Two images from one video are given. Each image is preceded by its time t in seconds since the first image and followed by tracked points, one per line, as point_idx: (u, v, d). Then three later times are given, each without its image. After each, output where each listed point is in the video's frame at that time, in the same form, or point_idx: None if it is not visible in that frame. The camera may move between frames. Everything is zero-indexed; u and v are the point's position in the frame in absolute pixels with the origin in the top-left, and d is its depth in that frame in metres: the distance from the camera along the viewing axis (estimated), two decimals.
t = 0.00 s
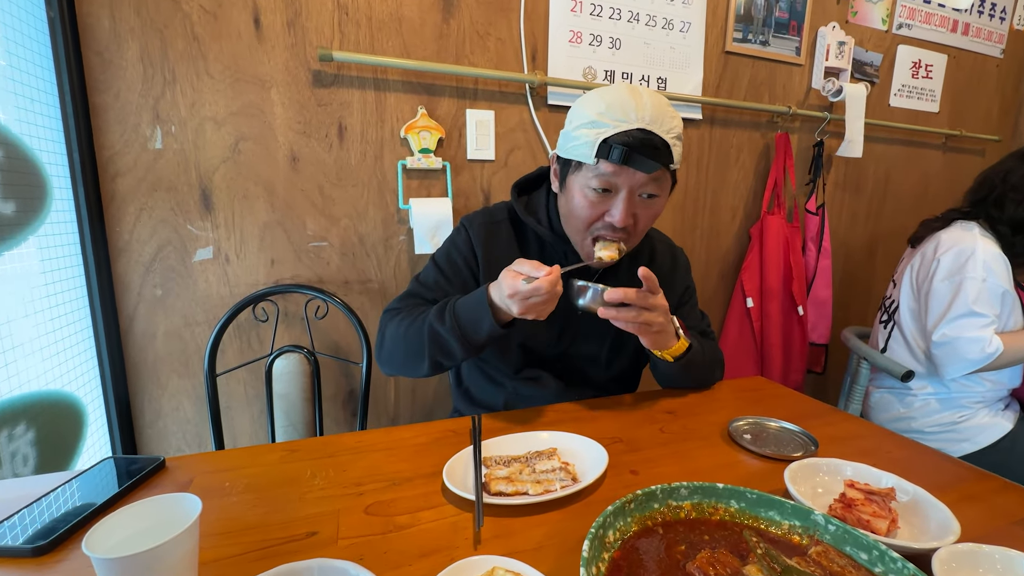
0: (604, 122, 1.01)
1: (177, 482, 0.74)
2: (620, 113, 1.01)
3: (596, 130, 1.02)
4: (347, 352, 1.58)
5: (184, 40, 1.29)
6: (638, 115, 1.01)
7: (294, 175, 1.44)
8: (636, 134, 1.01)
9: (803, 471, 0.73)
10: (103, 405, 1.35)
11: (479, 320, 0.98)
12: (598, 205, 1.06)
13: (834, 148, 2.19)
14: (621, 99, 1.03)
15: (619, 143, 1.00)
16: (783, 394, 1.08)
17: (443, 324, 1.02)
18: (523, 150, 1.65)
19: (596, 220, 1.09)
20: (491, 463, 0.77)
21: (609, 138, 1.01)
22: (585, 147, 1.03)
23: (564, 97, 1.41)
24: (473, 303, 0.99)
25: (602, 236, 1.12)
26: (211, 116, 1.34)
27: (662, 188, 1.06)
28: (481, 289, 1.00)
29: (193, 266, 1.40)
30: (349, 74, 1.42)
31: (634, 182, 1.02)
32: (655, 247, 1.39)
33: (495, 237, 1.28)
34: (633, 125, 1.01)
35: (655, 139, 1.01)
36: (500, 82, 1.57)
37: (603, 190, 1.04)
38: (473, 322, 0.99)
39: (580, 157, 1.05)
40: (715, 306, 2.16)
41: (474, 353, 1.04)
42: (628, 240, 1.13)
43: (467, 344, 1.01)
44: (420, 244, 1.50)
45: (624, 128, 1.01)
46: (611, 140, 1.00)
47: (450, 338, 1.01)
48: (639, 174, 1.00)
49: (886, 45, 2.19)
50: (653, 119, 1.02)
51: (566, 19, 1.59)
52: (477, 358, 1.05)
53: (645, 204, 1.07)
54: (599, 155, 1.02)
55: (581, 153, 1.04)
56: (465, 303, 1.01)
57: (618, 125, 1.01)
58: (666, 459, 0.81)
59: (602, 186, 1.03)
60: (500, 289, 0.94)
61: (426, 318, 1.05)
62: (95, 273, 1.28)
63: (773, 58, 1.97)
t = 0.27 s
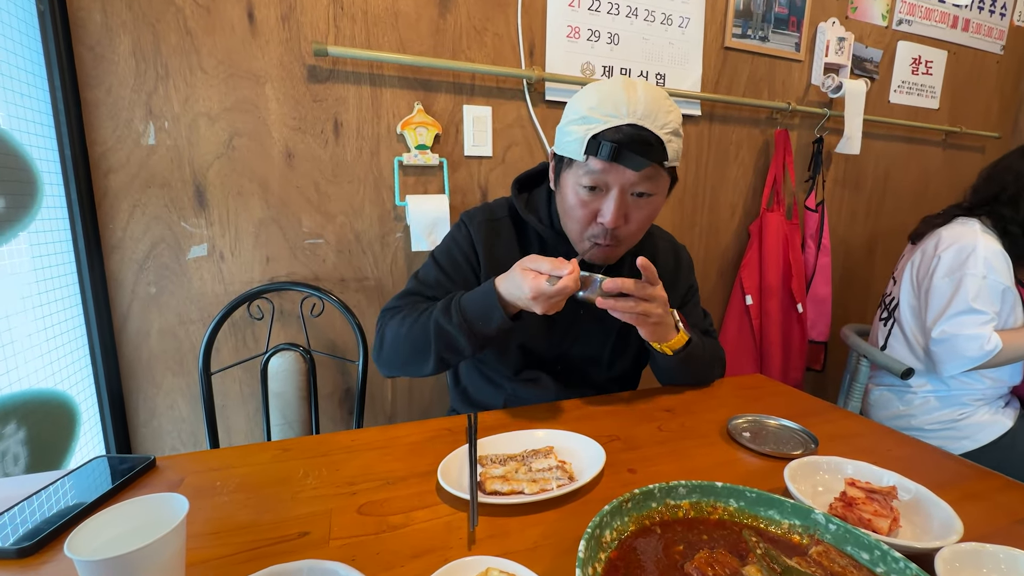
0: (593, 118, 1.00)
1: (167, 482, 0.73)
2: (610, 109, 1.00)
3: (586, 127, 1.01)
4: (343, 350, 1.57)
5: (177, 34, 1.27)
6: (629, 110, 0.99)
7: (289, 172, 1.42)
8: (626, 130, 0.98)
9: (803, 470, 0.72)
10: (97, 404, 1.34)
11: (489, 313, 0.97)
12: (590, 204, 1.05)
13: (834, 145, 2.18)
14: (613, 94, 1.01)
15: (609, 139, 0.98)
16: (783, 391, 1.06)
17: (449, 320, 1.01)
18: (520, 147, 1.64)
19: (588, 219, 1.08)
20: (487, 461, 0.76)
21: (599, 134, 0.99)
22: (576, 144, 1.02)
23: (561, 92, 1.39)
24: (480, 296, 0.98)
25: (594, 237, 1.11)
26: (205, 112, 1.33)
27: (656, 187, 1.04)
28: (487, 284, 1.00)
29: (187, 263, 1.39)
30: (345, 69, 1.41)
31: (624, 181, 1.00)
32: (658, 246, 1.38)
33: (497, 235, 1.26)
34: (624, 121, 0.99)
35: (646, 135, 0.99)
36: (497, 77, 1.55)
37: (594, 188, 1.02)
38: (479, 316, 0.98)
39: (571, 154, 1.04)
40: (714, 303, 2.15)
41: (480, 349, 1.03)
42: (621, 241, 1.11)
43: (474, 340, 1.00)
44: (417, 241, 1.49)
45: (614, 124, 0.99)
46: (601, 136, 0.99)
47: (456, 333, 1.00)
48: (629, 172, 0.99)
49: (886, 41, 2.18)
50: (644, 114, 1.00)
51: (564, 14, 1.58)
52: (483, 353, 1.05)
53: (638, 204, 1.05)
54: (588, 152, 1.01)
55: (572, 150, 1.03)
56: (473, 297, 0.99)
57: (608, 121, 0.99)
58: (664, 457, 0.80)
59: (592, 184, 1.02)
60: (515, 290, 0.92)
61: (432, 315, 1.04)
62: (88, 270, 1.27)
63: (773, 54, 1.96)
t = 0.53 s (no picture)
0: (588, 128, 0.99)
1: (166, 483, 0.72)
2: (605, 118, 0.98)
3: (581, 136, 1.00)
4: (344, 350, 1.57)
5: (177, 34, 1.27)
6: (623, 120, 0.98)
7: (289, 172, 1.42)
8: (621, 141, 0.97)
9: (805, 471, 0.72)
10: (97, 405, 1.34)
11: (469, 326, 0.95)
12: (587, 212, 1.05)
13: (835, 145, 2.17)
14: (608, 102, 0.99)
15: (603, 151, 0.97)
16: (784, 392, 1.06)
17: (431, 330, 0.99)
18: (521, 147, 1.64)
19: (586, 226, 1.07)
20: (487, 463, 0.76)
21: (594, 145, 0.98)
22: (571, 153, 1.02)
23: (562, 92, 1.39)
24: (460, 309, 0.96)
25: (592, 242, 1.11)
26: (205, 112, 1.33)
27: (652, 194, 1.03)
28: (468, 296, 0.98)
29: (187, 264, 1.38)
30: (345, 69, 1.40)
31: (620, 191, 0.99)
32: (658, 243, 1.37)
33: (494, 237, 1.26)
34: (618, 131, 0.98)
35: (641, 145, 0.97)
36: (497, 77, 1.55)
37: (590, 198, 1.02)
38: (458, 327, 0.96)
39: (568, 163, 1.03)
40: (715, 303, 2.14)
41: (462, 361, 1.00)
42: (619, 245, 1.11)
43: (453, 352, 0.97)
44: (417, 242, 1.49)
45: (609, 134, 0.98)
46: (596, 147, 0.98)
47: (436, 344, 0.98)
48: (625, 183, 0.98)
49: (887, 40, 2.17)
50: (640, 122, 0.98)
51: (565, 13, 1.58)
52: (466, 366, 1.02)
53: (634, 211, 1.04)
54: (584, 162, 1.00)
55: (569, 159, 1.03)
56: (454, 308, 0.98)
57: (603, 131, 0.98)
58: (665, 459, 0.79)
59: (588, 194, 1.01)
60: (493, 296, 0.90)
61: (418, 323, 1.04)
62: (88, 271, 1.27)
63: (774, 54, 1.95)
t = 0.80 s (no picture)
0: (584, 116, 1.00)
1: (168, 484, 0.72)
2: (600, 106, 1.00)
3: (577, 124, 1.01)
4: (345, 350, 1.57)
5: (178, 33, 1.27)
6: (618, 108, 0.99)
7: (290, 172, 1.42)
8: (616, 128, 0.99)
9: (809, 472, 0.71)
10: (99, 404, 1.34)
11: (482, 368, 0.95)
12: (582, 199, 1.05)
13: (837, 144, 2.17)
14: (601, 91, 1.00)
15: (599, 137, 0.99)
16: (787, 392, 1.06)
17: (445, 366, 0.99)
18: (522, 146, 1.63)
19: (581, 214, 1.07)
20: (490, 463, 0.75)
21: (589, 133, 0.99)
22: (567, 141, 1.02)
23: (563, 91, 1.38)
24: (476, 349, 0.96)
25: (585, 231, 1.10)
26: (206, 111, 1.33)
27: (646, 181, 1.05)
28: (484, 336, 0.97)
29: (188, 263, 1.38)
30: (346, 68, 1.40)
31: (616, 176, 1.00)
32: (647, 233, 1.38)
33: (485, 237, 1.26)
34: (613, 119, 0.99)
35: (635, 131, 0.99)
36: (498, 76, 1.55)
37: (586, 184, 1.02)
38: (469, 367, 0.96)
39: (563, 151, 1.04)
40: (716, 303, 2.14)
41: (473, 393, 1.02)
42: (612, 233, 1.11)
43: (466, 389, 0.98)
44: (418, 241, 1.48)
45: (604, 122, 0.99)
46: (592, 134, 0.99)
47: (451, 380, 0.99)
48: (620, 168, 0.99)
49: (889, 40, 2.17)
50: (634, 110, 1.00)
51: (566, 13, 1.57)
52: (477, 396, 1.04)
53: (628, 197, 1.05)
54: (580, 149, 1.00)
55: (564, 147, 1.03)
56: (469, 348, 0.97)
57: (598, 119, 0.99)
58: (668, 460, 0.79)
59: (585, 181, 1.02)
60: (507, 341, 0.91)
61: (431, 354, 1.03)
62: (89, 270, 1.27)
63: (775, 53, 1.95)
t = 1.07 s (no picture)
0: (566, 105, 1.01)
1: (169, 483, 0.72)
2: (580, 94, 1.00)
3: (559, 113, 1.01)
4: (345, 350, 1.57)
5: (178, 32, 1.27)
6: (598, 96, 1.00)
7: (291, 171, 1.42)
8: (596, 114, 0.99)
9: (812, 472, 0.71)
10: (98, 404, 1.33)
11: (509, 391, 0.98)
12: (567, 185, 1.05)
13: (837, 144, 2.17)
14: (581, 81, 1.02)
15: (581, 123, 0.99)
16: (788, 392, 1.06)
17: (468, 387, 1.02)
18: (523, 146, 1.63)
19: (566, 201, 1.07)
20: (492, 463, 0.75)
21: (571, 120, 1.00)
22: (550, 130, 1.03)
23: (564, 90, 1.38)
24: (502, 373, 0.99)
25: (572, 218, 1.10)
26: (206, 110, 1.32)
27: (628, 167, 1.05)
28: (511, 362, 1.00)
29: (188, 263, 1.38)
30: (347, 68, 1.40)
31: (598, 161, 1.01)
32: (637, 226, 1.38)
33: (479, 234, 1.25)
34: (594, 105, 1.00)
35: (615, 117, 1.00)
36: (499, 76, 1.54)
37: (570, 170, 1.03)
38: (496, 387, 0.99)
39: (546, 139, 1.04)
40: (717, 303, 2.14)
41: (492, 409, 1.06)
42: (599, 219, 1.11)
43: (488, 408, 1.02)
44: (419, 241, 1.48)
45: (585, 108, 1.00)
46: (574, 121, 1.00)
47: (474, 400, 1.02)
48: (602, 152, 1.00)
49: (890, 40, 2.17)
50: (613, 98, 1.00)
51: (567, 12, 1.57)
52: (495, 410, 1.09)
53: (612, 182, 1.05)
54: (563, 136, 1.01)
55: (547, 135, 1.04)
56: (494, 373, 1.00)
57: (579, 106, 1.00)
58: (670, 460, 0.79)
59: (568, 167, 1.02)
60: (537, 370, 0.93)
61: (452, 372, 1.05)
62: (89, 269, 1.27)
63: (776, 53, 1.95)
